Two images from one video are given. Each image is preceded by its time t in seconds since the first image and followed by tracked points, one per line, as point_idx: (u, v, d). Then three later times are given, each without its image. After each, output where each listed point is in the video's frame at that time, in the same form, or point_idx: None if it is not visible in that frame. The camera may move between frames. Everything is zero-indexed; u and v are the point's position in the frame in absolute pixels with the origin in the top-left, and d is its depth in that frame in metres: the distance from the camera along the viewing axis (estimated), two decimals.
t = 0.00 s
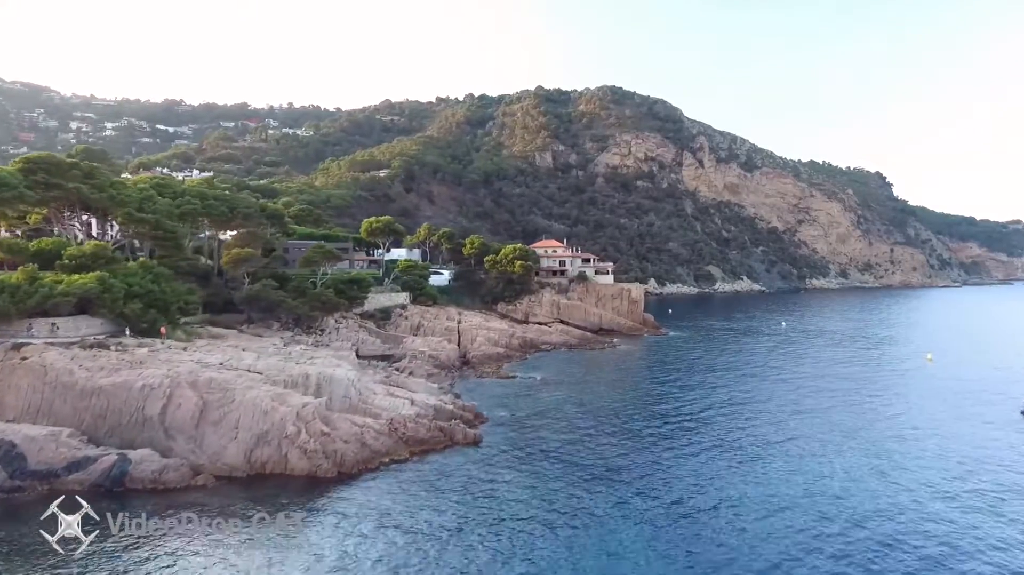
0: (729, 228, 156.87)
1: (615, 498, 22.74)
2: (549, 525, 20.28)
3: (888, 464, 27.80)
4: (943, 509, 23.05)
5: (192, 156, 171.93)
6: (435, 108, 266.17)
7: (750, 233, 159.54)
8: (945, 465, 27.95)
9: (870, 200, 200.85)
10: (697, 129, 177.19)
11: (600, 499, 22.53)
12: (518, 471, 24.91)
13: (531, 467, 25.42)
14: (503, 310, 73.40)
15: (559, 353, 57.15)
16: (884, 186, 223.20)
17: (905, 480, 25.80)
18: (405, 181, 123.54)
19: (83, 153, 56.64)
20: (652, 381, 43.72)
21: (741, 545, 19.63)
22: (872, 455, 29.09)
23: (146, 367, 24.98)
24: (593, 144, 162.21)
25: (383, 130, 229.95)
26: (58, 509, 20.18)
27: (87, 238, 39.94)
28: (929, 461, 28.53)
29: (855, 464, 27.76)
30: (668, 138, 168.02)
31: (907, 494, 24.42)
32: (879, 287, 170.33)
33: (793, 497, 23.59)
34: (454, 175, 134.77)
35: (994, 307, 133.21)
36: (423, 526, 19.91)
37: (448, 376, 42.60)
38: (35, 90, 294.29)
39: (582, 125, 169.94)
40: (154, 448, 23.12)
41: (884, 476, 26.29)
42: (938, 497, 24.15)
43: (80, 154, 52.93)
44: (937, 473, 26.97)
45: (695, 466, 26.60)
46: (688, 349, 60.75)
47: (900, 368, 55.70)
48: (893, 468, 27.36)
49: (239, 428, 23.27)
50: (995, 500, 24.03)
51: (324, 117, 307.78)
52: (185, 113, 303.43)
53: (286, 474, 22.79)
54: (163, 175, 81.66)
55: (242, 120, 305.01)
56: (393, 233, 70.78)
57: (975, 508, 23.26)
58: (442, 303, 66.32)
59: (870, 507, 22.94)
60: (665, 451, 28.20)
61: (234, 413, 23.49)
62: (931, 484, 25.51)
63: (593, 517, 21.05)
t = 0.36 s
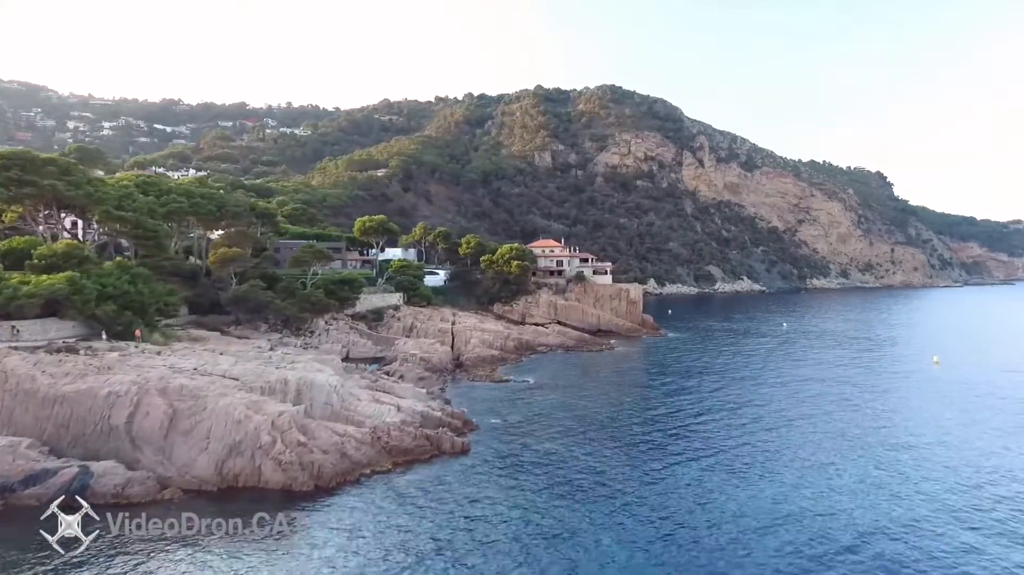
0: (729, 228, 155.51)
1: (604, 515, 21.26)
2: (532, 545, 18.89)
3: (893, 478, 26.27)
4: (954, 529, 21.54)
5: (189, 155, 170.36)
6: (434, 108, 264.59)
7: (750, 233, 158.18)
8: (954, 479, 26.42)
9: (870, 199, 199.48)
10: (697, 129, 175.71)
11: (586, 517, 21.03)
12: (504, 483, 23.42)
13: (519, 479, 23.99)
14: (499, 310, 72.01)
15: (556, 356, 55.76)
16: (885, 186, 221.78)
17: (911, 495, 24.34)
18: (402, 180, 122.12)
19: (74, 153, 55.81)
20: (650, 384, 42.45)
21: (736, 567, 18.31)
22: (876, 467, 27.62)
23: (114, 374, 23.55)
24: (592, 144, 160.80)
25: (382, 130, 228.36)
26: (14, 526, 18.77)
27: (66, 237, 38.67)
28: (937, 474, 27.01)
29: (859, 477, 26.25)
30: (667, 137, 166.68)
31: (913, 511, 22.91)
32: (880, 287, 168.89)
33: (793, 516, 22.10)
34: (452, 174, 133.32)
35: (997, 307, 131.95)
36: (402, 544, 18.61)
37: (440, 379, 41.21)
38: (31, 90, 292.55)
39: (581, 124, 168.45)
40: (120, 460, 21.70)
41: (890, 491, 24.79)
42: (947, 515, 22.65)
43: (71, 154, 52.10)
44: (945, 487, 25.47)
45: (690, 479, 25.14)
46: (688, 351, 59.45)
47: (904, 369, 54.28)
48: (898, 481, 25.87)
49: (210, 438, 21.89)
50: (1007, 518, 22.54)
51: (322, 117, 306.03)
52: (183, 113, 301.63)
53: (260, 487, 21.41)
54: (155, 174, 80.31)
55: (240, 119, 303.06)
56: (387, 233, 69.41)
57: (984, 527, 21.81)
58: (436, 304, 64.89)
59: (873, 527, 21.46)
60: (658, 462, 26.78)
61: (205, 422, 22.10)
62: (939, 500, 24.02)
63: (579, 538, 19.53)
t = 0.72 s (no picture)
0: (729, 228, 154.20)
1: (595, 532, 19.90)
2: (520, 565, 17.68)
3: (900, 487, 24.82)
4: (968, 547, 20.08)
5: (185, 155, 168.75)
6: (433, 107, 263.02)
7: (750, 232, 156.86)
8: (964, 488, 25.00)
9: (871, 199, 198.09)
10: (697, 128, 174.31)
11: (574, 534, 19.60)
12: (492, 496, 22.04)
13: (505, 490, 22.61)
14: (495, 311, 70.70)
15: (552, 357, 54.41)
16: (886, 186, 220.38)
17: (920, 507, 22.89)
18: (400, 179, 120.69)
19: (64, 152, 54.79)
20: (649, 387, 41.21)
21: None
22: (882, 475, 26.18)
23: (78, 380, 22.11)
24: (592, 143, 159.43)
25: (380, 129, 226.84)
26: None
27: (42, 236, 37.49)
28: (945, 483, 25.57)
29: (864, 486, 24.81)
30: (667, 136, 165.31)
31: (924, 526, 21.45)
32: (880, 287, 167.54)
33: (794, 531, 20.67)
34: (451, 173, 131.91)
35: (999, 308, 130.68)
36: (380, 566, 17.26)
37: (432, 383, 39.90)
38: (29, 88, 291.19)
39: (581, 123, 166.99)
40: (82, 473, 20.30)
41: (898, 501, 23.34)
42: (959, 530, 21.21)
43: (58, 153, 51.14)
44: (957, 497, 24.01)
45: (684, 489, 23.72)
46: (688, 353, 58.18)
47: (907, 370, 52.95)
48: (906, 491, 24.42)
49: (179, 450, 20.51)
50: None
51: (321, 116, 304.25)
52: (181, 112, 299.75)
53: (230, 503, 20.05)
54: (147, 173, 78.85)
55: (238, 118, 301.17)
56: (380, 232, 68.03)
57: (1000, 544, 20.36)
58: (430, 304, 63.45)
59: (881, 544, 20.03)
60: (651, 471, 25.36)
61: (173, 433, 20.73)
62: (950, 513, 22.58)
63: (565, 558, 18.14)
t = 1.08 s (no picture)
0: (729, 228, 152.87)
1: (589, 548, 18.50)
2: None
3: (911, 492, 23.43)
4: (987, 564, 18.69)
5: (181, 154, 167.21)
6: (432, 106, 261.51)
7: (750, 232, 155.51)
8: (979, 492, 23.62)
9: (872, 198, 196.66)
10: (697, 127, 172.92)
11: (564, 551, 18.25)
12: (479, 511, 20.58)
13: (493, 503, 21.22)
14: (491, 312, 69.40)
15: (549, 360, 53.05)
16: (887, 185, 218.91)
17: (934, 519, 21.48)
18: (398, 178, 119.36)
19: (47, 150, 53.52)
20: (647, 391, 39.84)
21: None
22: (893, 480, 24.79)
23: (37, 388, 20.69)
24: (591, 142, 158.06)
25: (379, 128, 225.38)
26: None
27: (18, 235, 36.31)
28: (958, 491, 24.22)
29: (874, 493, 23.39)
30: (667, 136, 163.95)
31: (939, 538, 20.03)
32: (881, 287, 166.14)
33: (801, 547, 19.24)
34: (449, 173, 130.52)
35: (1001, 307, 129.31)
36: None
37: (423, 387, 38.57)
38: (27, 88, 289.81)
39: (580, 122, 165.58)
40: (36, 488, 18.74)
41: (911, 509, 21.93)
42: (977, 542, 19.84)
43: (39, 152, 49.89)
44: (972, 504, 22.65)
45: (683, 500, 22.35)
46: (687, 354, 56.78)
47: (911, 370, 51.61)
48: (919, 498, 23.04)
49: (142, 462, 19.12)
50: None
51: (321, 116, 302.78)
52: (180, 112, 298.07)
53: (197, 520, 18.66)
54: (138, 171, 77.50)
55: (237, 117, 300.11)
56: (373, 231, 66.67)
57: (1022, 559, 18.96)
58: (424, 304, 62.11)
59: (895, 561, 18.63)
60: (648, 480, 24.01)
61: (136, 444, 19.35)
62: (967, 524, 21.19)
63: None
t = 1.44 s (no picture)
0: (729, 227, 151.54)
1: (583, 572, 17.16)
2: None
3: (925, 506, 22.14)
4: None
5: (177, 153, 165.62)
6: (430, 105, 259.93)
7: (751, 232, 154.16)
8: (994, 505, 22.30)
9: (872, 198, 195.20)
10: (697, 126, 171.56)
11: None
12: (463, 528, 19.24)
13: (481, 520, 19.88)
14: (487, 312, 68.08)
15: (545, 362, 51.70)
16: (887, 185, 217.44)
17: (952, 536, 20.15)
18: (396, 178, 117.97)
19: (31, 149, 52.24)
20: (645, 394, 38.44)
21: None
22: (902, 491, 23.48)
23: None
24: (591, 141, 156.70)
25: (377, 127, 223.89)
26: None
27: None
28: (974, 502, 22.93)
29: (883, 506, 22.07)
30: (667, 135, 162.60)
31: (953, 559, 18.73)
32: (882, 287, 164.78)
33: (808, 568, 17.92)
34: (447, 172, 129.08)
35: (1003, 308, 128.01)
36: None
37: (414, 391, 37.19)
38: (24, 87, 288.42)
39: (579, 121, 164.17)
40: None
41: (925, 526, 20.64)
42: (995, 561, 18.58)
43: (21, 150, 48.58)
44: (989, 519, 21.38)
45: (682, 515, 21.02)
46: (687, 356, 55.38)
47: (914, 371, 50.37)
48: (932, 512, 21.75)
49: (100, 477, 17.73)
50: None
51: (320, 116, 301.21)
52: (177, 111, 296.28)
53: (159, 539, 17.30)
54: (129, 170, 76.11)
55: (234, 116, 299.08)
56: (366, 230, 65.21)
57: None
58: (418, 305, 60.70)
59: None
60: (645, 492, 22.65)
61: (95, 457, 17.94)
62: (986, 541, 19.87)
63: None
